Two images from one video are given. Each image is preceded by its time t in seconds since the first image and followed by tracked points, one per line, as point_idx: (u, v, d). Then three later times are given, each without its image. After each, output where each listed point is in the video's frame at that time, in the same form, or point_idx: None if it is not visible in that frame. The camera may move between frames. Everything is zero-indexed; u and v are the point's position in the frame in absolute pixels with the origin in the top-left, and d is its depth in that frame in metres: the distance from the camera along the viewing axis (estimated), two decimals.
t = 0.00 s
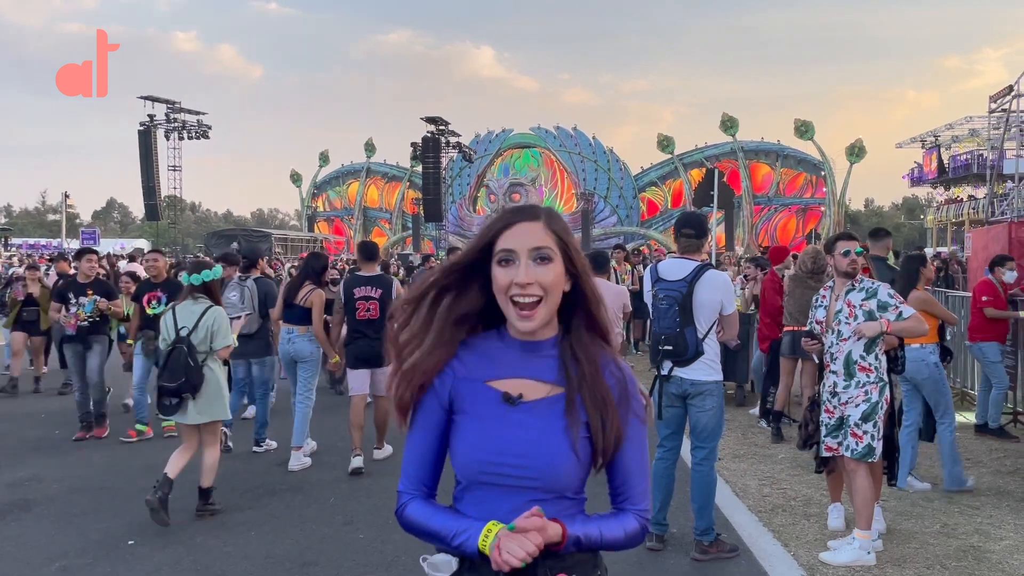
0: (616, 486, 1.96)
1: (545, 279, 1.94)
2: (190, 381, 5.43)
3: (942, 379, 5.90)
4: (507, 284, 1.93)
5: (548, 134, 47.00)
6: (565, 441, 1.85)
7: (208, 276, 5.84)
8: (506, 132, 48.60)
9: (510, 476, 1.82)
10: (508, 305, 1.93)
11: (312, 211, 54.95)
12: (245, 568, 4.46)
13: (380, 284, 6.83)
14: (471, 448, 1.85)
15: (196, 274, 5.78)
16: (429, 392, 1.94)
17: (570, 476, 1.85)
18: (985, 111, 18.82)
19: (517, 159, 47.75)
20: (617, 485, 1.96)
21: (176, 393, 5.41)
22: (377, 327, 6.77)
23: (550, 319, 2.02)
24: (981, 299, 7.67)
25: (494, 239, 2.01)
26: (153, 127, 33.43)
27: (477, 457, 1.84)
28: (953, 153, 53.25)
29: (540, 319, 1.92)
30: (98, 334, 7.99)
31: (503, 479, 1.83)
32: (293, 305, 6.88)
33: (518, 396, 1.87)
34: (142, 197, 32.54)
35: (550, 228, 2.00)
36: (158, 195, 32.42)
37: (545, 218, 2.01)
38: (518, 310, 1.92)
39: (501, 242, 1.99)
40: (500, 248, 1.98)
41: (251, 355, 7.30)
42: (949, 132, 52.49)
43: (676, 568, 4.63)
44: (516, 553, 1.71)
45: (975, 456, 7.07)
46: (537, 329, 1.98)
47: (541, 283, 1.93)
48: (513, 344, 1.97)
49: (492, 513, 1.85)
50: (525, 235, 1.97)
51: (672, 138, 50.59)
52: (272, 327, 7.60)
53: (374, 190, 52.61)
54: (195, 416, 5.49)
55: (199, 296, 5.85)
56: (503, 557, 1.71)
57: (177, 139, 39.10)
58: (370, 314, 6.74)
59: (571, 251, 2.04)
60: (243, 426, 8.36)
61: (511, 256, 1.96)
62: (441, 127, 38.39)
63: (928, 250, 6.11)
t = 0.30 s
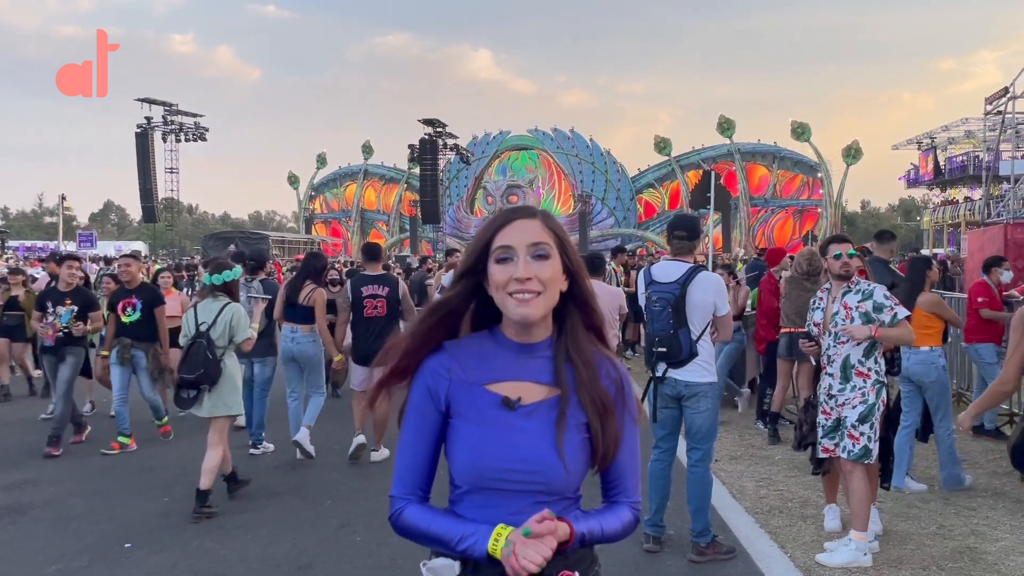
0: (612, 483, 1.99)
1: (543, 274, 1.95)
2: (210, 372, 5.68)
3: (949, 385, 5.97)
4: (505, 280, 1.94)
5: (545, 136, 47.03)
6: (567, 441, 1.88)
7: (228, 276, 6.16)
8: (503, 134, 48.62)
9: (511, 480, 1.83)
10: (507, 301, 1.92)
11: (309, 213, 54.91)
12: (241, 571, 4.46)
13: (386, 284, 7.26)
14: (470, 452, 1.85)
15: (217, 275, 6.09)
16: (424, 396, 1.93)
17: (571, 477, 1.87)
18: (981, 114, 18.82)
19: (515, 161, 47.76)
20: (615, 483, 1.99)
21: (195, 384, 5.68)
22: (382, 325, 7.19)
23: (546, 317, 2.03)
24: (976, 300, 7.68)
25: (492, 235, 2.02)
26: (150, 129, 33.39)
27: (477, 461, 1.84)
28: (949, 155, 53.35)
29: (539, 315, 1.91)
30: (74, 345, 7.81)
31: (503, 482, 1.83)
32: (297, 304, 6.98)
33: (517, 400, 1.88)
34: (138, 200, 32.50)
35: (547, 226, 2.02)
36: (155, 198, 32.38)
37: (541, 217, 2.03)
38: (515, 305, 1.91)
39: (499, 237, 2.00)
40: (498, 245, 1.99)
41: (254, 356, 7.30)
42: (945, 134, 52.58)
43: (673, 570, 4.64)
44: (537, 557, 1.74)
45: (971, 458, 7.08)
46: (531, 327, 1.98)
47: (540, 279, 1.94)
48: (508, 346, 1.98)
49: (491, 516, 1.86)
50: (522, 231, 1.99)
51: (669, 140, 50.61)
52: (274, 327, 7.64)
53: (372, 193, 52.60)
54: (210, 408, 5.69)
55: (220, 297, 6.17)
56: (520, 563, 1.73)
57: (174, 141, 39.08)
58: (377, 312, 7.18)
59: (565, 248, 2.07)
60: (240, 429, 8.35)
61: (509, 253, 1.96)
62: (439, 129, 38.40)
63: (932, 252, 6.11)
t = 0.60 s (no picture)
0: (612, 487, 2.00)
1: (541, 264, 1.94)
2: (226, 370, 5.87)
3: (961, 385, 6.08)
4: (503, 268, 1.93)
5: (542, 138, 47.07)
6: (566, 441, 1.87)
7: (244, 278, 6.26)
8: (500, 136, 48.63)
9: (509, 483, 1.82)
10: (505, 290, 1.91)
11: (305, 215, 54.82)
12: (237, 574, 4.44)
13: (383, 285, 7.25)
14: (467, 455, 1.83)
15: (235, 277, 6.21)
16: (418, 399, 1.90)
17: (570, 478, 1.87)
18: (977, 116, 18.82)
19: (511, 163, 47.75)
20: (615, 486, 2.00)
21: (213, 383, 5.87)
22: (381, 326, 7.20)
23: (542, 313, 2.00)
24: (973, 302, 7.66)
25: (490, 227, 2.02)
26: (147, 132, 33.33)
27: (475, 465, 1.83)
28: (945, 157, 53.47)
29: (537, 304, 1.90)
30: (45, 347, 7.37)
31: (502, 486, 1.82)
32: (298, 305, 7.01)
33: (514, 401, 1.87)
34: (134, 203, 32.42)
35: (543, 218, 2.03)
36: (151, 201, 32.30)
37: (538, 210, 2.04)
38: (513, 290, 1.90)
39: (497, 228, 2.00)
40: (496, 234, 1.99)
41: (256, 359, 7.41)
42: (941, 136, 52.69)
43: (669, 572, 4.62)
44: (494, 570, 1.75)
45: (967, 459, 7.09)
46: (527, 321, 1.96)
47: (537, 268, 1.93)
48: (503, 344, 1.96)
49: (490, 519, 1.85)
50: (519, 223, 1.99)
51: (665, 142, 50.64)
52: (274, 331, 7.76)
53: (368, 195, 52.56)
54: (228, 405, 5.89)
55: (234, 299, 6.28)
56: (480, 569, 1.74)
57: (170, 144, 39.02)
58: (376, 314, 7.17)
59: (562, 242, 2.07)
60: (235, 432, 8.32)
61: (508, 241, 1.96)
62: (436, 132, 38.41)
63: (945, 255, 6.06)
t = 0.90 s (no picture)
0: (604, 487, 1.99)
1: (543, 263, 1.92)
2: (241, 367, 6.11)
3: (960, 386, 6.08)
4: (504, 267, 1.91)
5: (539, 140, 47.08)
6: (565, 443, 1.86)
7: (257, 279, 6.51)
8: (497, 138, 48.61)
9: (507, 484, 1.81)
10: (506, 287, 1.89)
11: (302, 217, 54.75)
12: None
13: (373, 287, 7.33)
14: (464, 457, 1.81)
15: (248, 277, 6.46)
16: (414, 398, 1.88)
17: (568, 480, 1.86)
18: (972, 118, 18.82)
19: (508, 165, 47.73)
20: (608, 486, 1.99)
21: (229, 379, 6.12)
22: (374, 326, 7.27)
23: (541, 312, 1.99)
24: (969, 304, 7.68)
25: (492, 226, 2.01)
26: (143, 133, 33.25)
27: (471, 467, 1.80)
28: (940, 159, 53.58)
29: (538, 303, 1.89)
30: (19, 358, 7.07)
31: (499, 488, 1.81)
32: (304, 306, 7.10)
33: (512, 402, 1.85)
34: (130, 204, 32.32)
35: (546, 219, 2.02)
36: (147, 202, 32.22)
37: (541, 210, 2.03)
38: (514, 286, 1.88)
39: (499, 227, 1.99)
40: (498, 233, 1.97)
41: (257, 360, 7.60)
42: (937, 138, 52.80)
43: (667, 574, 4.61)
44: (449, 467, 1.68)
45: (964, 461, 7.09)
46: (525, 320, 1.95)
47: (539, 267, 1.92)
48: (501, 344, 1.95)
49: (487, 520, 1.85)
50: (522, 222, 1.98)
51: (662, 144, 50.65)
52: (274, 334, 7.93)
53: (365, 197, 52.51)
54: (247, 400, 6.15)
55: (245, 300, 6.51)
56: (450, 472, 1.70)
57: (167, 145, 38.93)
58: (366, 314, 7.22)
59: (563, 244, 2.06)
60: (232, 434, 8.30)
61: (510, 240, 1.95)
62: (433, 133, 38.42)
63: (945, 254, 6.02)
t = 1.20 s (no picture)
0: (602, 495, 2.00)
1: (544, 276, 1.92)
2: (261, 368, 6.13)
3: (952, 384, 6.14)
4: (505, 279, 1.91)
5: (536, 141, 47.10)
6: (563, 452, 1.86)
7: (274, 282, 6.53)
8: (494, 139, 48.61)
9: (505, 494, 1.81)
10: (506, 299, 1.90)
11: (299, 218, 54.68)
12: None
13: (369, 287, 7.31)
14: (462, 466, 1.82)
15: (265, 281, 6.47)
16: (415, 408, 1.89)
17: (566, 489, 1.86)
18: (970, 118, 18.79)
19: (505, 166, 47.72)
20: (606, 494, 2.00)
21: (248, 379, 6.12)
22: (372, 325, 7.29)
23: (541, 322, 1.99)
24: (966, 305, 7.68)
25: (493, 236, 2.00)
26: (139, 134, 33.19)
27: (469, 476, 1.81)
28: (937, 159, 53.63)
29: (539, 315, 1.89)
30: None
31: (497, 498, 1.81)
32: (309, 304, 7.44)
33: (509, 410, 1.85)
34: (127, 206, 32.24)
35: (547, 229, 2.02)
36: (143, 203, 32.14)
37: (544, 220, 2.03)
38: (514, 299, 1.89)
39: (501, 238, 1.98)
40: (500, 243, 1.97)
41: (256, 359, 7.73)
42: (933, 139, 52.85)
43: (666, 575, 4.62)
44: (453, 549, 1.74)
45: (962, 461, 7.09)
46: (525, 331, 1.95)
47: (541, 280, 1.92)
48: (500, 353, 1.95)
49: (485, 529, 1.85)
50: (524, 233, 1.97)
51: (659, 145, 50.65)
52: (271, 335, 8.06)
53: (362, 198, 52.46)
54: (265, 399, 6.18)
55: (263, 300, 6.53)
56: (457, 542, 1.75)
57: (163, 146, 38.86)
58: (363, 314, 7.20)
59: (565, 254, 2.06)
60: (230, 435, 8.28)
61: (511, 251, 1.94)
62: (430, 134, 38.42)
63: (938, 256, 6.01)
